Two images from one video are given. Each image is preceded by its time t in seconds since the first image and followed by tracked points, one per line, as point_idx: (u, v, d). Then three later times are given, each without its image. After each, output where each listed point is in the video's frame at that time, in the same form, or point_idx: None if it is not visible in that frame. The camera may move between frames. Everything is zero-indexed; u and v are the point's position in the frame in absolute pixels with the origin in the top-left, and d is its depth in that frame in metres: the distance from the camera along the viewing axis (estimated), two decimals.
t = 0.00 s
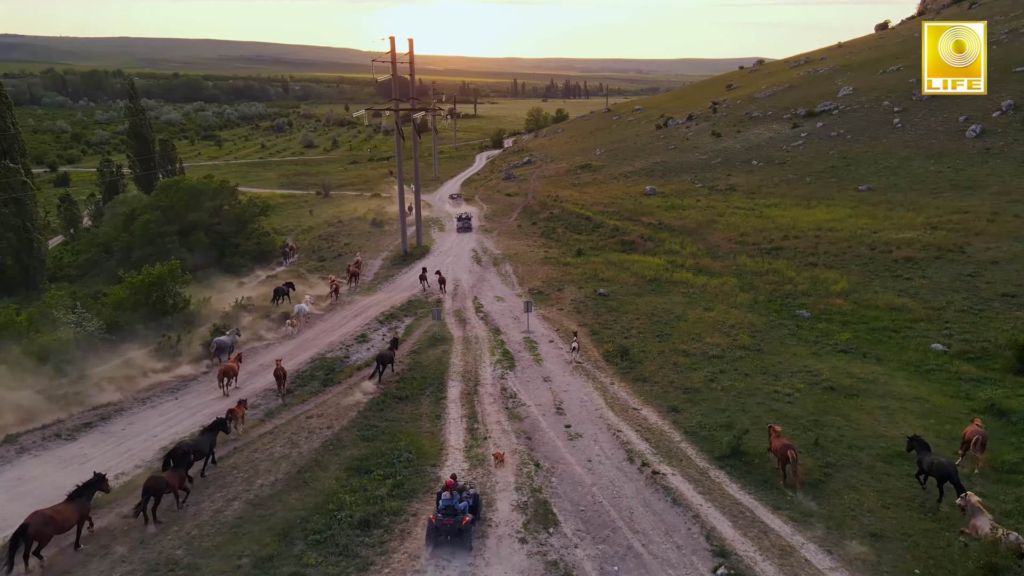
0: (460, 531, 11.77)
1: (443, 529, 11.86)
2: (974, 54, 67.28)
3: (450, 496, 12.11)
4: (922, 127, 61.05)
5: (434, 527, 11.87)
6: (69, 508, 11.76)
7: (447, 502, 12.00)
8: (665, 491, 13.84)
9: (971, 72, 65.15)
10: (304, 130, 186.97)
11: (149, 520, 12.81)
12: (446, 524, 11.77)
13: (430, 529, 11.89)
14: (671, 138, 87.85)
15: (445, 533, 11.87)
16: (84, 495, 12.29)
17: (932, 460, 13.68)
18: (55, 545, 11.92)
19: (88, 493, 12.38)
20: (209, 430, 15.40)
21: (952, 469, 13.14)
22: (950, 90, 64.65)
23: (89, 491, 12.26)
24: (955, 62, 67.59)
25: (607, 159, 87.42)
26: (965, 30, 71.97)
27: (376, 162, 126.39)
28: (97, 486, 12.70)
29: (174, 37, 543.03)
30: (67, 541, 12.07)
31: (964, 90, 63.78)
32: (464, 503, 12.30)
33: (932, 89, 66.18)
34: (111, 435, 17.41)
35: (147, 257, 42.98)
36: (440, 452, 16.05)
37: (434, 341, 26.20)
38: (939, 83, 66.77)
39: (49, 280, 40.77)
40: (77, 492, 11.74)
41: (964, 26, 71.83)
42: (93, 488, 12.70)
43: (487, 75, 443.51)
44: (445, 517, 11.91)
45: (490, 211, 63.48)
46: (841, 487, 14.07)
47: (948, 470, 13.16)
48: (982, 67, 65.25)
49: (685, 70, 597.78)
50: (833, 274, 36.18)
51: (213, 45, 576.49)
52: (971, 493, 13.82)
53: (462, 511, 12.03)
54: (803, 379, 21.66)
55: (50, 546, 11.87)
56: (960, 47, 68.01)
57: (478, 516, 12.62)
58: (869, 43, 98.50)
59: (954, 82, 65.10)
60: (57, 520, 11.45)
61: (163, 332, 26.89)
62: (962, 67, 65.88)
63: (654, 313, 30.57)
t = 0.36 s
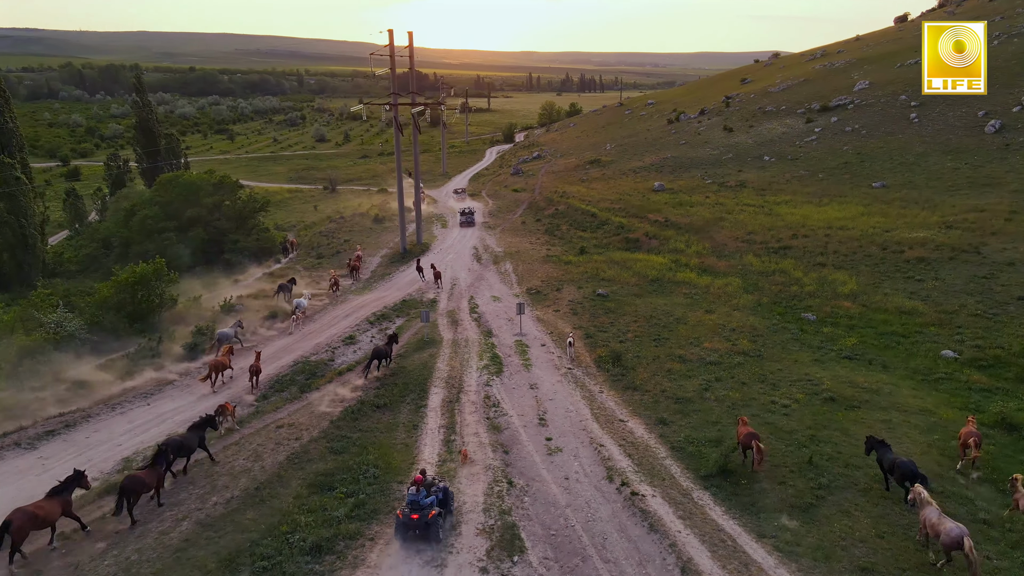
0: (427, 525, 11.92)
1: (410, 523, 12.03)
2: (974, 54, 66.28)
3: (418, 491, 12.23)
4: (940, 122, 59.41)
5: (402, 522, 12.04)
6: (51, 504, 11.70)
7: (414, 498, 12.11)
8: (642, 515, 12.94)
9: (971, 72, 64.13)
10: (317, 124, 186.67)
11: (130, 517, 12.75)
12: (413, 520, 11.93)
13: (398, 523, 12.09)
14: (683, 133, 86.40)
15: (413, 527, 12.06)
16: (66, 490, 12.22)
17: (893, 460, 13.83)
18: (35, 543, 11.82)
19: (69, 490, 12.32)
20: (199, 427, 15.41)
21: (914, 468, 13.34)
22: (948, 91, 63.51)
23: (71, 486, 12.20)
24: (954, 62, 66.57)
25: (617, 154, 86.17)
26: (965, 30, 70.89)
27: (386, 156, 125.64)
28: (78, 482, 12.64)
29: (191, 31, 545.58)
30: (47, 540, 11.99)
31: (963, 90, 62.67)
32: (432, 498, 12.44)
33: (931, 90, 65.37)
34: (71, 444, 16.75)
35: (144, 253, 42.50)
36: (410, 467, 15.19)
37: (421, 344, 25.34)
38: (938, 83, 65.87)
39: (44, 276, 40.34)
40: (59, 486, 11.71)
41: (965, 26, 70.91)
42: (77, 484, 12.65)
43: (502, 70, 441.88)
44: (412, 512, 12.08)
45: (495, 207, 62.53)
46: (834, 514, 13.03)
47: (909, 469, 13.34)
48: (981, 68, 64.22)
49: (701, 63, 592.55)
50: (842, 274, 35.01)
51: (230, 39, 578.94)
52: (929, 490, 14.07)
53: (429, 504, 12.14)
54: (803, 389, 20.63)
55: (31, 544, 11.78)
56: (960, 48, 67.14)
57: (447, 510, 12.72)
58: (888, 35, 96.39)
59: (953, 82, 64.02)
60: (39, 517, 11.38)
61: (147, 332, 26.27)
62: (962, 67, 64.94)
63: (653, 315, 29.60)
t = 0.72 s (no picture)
0: (396, 516, 12.08)
1: (379, 516, 12.17)
2: (974, 54, 65.00)
3: (384, 483, 12.34)
4: (958, 117, 57.69)
5: (371, 515, 12.19)
6: (30, 499, 11.68)
7: (381, 491, 12.21)
8: (614, 543, 12.05)
9: (971, 72, 62.99)
10: (330, 118, 186.23)
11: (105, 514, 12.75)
12: (382, 511, 12.06)
13: (368, 516, 12.21)
14: (695, 127, 84.85)
15: (382, 520, 12.20)
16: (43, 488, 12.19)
17: (848, 453, 14.11)
18: (14, 539, 11.80)
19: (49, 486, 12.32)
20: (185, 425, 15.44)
21: (870, 462, 13.64)
22: (949, 91, 62.35)
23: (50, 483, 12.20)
24: (954, 62, 65.43)
25: (628, 148, 84.91)
26: (965, 30, 69.87)
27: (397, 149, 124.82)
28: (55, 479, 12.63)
29: (209, 25, 548.36)
30: (25, 536, 11.95)
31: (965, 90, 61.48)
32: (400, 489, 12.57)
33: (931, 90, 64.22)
34: (31, 452, 16.16)
35: (142, 250, 42.03)
36: (375, 482, 14.37)
37: (408, 348, 24.56)
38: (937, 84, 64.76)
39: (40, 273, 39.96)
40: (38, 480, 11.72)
41: (964, 26, 69.95)
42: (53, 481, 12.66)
43: (518, 64, 441.59)
44: (381, 504, 12.20)
45: (500, 203, 61.57)
46: (821, 545, 12.05)
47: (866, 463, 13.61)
48: (981, 67, 63.03)
49: (720, 56, 586.42)
50: (851, 275, 33.81)
51: (248, 32, 580.75)
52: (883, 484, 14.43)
53: (397, 496, 12.33)
54: (801, 399, 19.61)
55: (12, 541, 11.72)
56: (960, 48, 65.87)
57: (415, 503, 12.87)
58: (907, 27, 94.14)
59: (954, 82, 63.00)
60: (18, 512, 11.34)
61: (130, 331, 25.63)
62: (961, 68, 63.79)
63: (651, 317, 28.60)
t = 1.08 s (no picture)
0: (369, 507, 12.36)
1: (353, 506, 12.45)
2: (974, 54, 63.93)
3: (359, 474, 12.53)
4: (978, 112, 55.98)
5: (345, 504, 12.46)
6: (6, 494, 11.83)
7: (355, 481, 12.42)
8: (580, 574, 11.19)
9: (971, 72, 61.96)
10: (343, 112, 185.69)
11: (62, 523, 12.42)
12: (356, 501, 12.34)
13: (341, 506, 12.49)
14: (707, 122, 83.26)
15: (356, 510, 12.49)
16: (20, 483, 12.32)
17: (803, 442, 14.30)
18: None
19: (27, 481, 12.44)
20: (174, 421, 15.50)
21: (823, 448, 13.88)
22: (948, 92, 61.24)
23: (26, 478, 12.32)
24: (954, 63, 64.46)
25: (639, 143, 83.60)
26: (965, 30, 68.55)
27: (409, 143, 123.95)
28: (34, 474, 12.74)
29: (228, 20, 551.38)
30: None
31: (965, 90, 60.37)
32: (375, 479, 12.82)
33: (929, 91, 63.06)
34: None
35: (138, 246, 41.49)
36: (336, 499, 13.54)
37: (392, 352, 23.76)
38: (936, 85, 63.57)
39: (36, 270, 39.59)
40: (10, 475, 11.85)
41: (964, 25, 68.46)
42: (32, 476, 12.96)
43: (534, 58, 439.39)
44: (355, 494, 12.46)
45: (506, 199, 60.57)
46: None
47: (819, 454, 13.78)
48: (981, 67, 62.07)
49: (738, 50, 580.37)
50: (859, 277, 32.61)
51: (266, 27, 582.57)
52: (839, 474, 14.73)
53: (372, 487, 12.56)
54: (797, 412, 18.61)
55: None
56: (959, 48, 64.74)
57: (390, 496, 13.11)
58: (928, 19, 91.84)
59: (954, 82, 61.90)
60: None
61: (111, 332, 25.02)
62: (960, 68, 62.80)
63: (648, 320, 27.60)
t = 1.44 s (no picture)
0: (344, 500, 12.66)
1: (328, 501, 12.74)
2: (975, 54, 63.41)
3: (335, 468, 12.91)
4: (997, 108, 54.37)
5: (321, 500, 12.73)
6: None
7: (330, 476, 12.76)
8: None
9: (971, 72, 61.30)
10: (356, 105, 185.08)
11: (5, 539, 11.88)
12: (331, 496, 12.64)
13: (318, 501, 12.74)
14: (719, 117, 81.81)
15: (332, 505, 12.77)
16: None
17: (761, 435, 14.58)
18: None
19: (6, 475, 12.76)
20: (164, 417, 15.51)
21: (781, 441, 14.11)
22: (949, 90, 60.56)
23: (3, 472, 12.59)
24: (954, 63, 63.63)
25: (649, 138, 82.36)
26: (965, 31, 67.91)
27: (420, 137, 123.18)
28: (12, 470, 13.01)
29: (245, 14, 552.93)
30: None
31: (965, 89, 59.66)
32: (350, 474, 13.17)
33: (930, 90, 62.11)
34: None
35: (135, 242, 41.02)
36: (291, 520, 12.81)
37: (376, 355, 23.00)
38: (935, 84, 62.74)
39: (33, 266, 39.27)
40: None
41: (964, 26, 67.83)
42: (12, 471, 13.24)
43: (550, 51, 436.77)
44: (330, 489, 12.76)
45: (511, 195, 59.66)
46: None
47: (777, 445, 14.03)
48: (983, 67, 61.49)
49: (756, 43, 573.93)
50: (867, 278, 31.49)
51: (283, 21, 584.25)
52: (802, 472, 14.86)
53: (346, 481, 12.88)
54: (792, 425, 17.62)
55: None
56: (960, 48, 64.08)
57: (365, 489, 13.48)
58: (947, 11, 89.66)
59: (954, 82, 61.19)
60: None
61: (90, 331, 24.41)
62: (962, 67, 62.12)
63: (645, 323, 26.60)
